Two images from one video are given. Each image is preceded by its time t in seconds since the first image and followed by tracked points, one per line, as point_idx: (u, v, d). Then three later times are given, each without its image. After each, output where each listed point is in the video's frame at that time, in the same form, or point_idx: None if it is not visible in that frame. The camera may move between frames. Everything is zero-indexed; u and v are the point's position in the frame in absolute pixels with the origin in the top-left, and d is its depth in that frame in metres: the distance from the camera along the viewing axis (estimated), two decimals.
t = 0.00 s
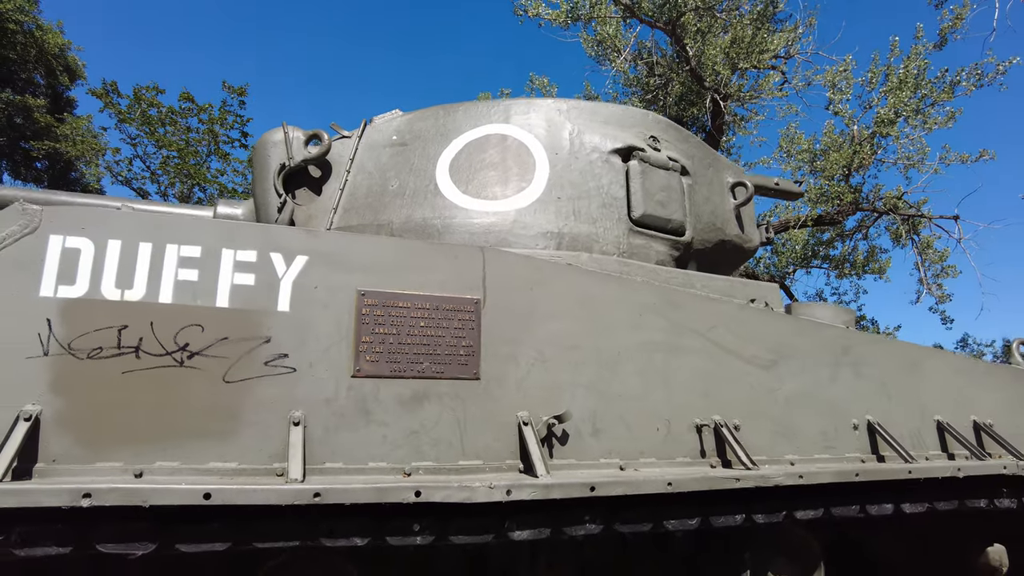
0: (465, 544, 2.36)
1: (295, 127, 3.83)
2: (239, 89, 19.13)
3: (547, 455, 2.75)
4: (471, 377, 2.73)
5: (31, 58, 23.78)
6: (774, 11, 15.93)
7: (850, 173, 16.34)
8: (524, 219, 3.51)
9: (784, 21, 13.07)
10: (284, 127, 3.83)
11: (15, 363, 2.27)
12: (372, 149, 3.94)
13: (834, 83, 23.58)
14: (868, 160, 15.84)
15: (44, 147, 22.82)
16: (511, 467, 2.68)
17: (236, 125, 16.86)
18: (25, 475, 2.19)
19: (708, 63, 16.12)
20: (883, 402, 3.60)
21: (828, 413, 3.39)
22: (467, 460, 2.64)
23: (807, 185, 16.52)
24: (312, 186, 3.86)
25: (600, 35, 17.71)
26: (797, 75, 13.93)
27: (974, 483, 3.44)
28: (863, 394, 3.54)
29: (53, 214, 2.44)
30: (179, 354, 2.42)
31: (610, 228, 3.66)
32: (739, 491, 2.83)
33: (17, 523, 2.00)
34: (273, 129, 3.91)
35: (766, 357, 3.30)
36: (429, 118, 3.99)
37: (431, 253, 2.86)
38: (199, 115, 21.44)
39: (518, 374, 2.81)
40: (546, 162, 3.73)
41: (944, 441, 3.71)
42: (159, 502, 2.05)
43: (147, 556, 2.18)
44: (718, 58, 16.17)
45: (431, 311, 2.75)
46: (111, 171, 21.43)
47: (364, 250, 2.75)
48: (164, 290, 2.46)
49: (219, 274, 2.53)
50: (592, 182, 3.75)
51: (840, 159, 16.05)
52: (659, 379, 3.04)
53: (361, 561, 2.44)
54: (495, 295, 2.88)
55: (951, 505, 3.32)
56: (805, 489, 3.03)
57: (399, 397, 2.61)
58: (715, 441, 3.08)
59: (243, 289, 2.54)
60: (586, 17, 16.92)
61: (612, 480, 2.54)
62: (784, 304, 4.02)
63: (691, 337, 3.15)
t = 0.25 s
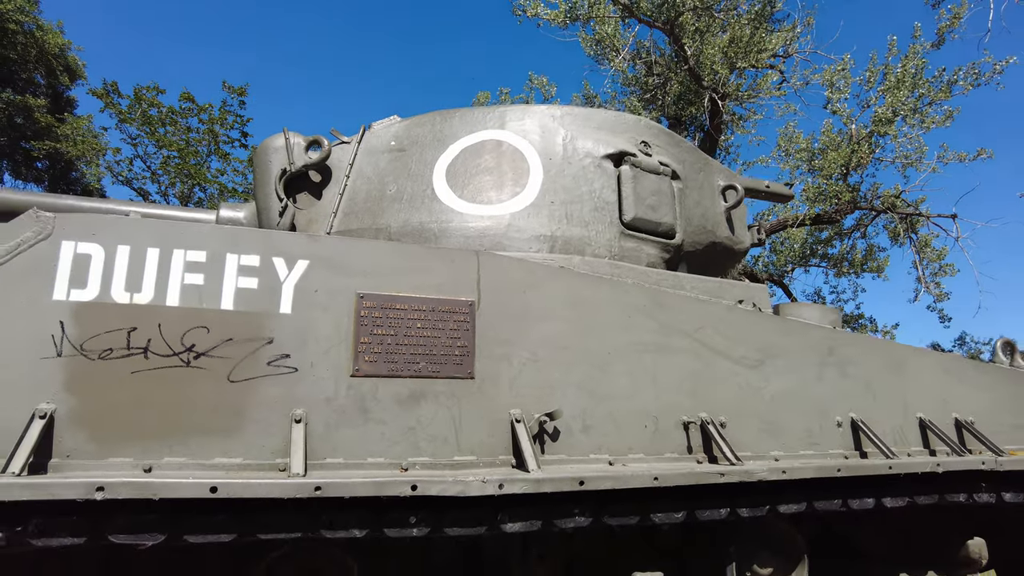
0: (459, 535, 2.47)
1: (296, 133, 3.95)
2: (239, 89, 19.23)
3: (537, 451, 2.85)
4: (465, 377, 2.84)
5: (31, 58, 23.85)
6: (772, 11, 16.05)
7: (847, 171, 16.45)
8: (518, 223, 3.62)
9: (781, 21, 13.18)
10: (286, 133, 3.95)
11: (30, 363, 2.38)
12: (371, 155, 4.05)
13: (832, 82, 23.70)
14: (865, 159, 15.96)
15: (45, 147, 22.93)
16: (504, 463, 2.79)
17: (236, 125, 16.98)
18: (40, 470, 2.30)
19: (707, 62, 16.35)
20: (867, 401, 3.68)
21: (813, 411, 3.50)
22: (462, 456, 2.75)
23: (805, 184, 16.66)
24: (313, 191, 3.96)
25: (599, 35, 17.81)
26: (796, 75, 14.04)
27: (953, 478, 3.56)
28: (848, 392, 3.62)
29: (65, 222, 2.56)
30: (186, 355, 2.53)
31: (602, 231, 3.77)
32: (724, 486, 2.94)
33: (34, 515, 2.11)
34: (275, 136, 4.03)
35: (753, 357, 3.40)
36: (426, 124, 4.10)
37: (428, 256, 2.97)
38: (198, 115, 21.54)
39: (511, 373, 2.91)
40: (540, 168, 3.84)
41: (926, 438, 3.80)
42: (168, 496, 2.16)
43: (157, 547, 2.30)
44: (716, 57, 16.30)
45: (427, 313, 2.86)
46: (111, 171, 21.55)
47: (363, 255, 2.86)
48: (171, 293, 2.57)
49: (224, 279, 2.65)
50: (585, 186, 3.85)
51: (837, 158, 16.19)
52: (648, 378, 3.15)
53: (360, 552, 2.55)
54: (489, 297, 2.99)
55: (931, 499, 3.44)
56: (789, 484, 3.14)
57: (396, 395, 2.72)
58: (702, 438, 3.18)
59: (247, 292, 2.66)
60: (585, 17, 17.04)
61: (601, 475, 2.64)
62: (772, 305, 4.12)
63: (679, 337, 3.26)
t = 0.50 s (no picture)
0: (442, 524, 2.61)
1: (289, 140, 4.09)
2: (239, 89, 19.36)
3: (517, 445, 2.99)
4: (449, 374, 2.98)
5: (31, 59, 23.95)
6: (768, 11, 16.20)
7: (844, 171, 16.59)
8: (504, 226, 3.76)
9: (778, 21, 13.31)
10: (280, 140, 4.10)
11: (35, 362, 2.52)
12: (362, 160, 4.19)
13: (829, 81, 23.85)
14: (862, 158, 16.12)
15: (45, 147, 23.06)
16: (485, 456, 2.93)
17: (235, 125, 17.13)
18: (46, 463, 2.44)
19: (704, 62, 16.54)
20: (840, 397, 3.81)
21: (787, 407, 3.63)
22: (445, 449, 2.89)
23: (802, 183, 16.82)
24: (306, 195, 4.10)
25: (596, 35, 17.95)
26: (792, 74, 14.16)
27: (922, 472, 3.71)
28: (821, 390, 3.76)
29: (67, 228, 2.70)
30: (182, 354, 2.67)
31: (585, 234, 3.91)
32: (697, 478, 3.08)
33: (41, 504, 2.25)
34: (270, 143, 4.18)
35: (728, 355, 3.53)
36: (416, 130, 4.23)
37: (414, 260, 3.11)
38: (198, 115, 21.68)
39: (493, 370, 3.06)
40: (525, 172, 3.98)
41: (897, 433, 3.94)
42: (166, 486, 2.30)
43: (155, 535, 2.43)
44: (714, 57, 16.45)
45: (413, 313, 3.00)
46: (111, 171, 21.68)
47: (352, 258, 3.00)
48: (168, 295, 2.71)
49: (219, 281, 2.79)
50: (569, 190, 3.99)
51: (834, 157, 16.36)
52: (626, 375, 3.28)
53: (349, 540, 2.70)
54: (472, 299, 3.13)
55: (899, 492, 3.59)
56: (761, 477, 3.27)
57: (383, 392, 2.86)
58: (677, 433, 3.30)
59: (240, 294, 2.80)
60: (582, 17, 17.19)
61: (577, 467, 2.78)
62: (751, 305, 4.26)
63: (656, 336, 3.39)
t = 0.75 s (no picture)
0: (427, 510, 2.80)
1: (285, 147, 4.27)
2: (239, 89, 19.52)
3: (498, 437, 3.17)
4: (435, 370, 3.16)
5: (32, 59, 24.08)
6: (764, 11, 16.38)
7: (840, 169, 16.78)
8: (490, 229, 3.94)
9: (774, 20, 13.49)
10: (275, 146, 4.27)
11: (46, 359, 2.70)
12: (355, 165, 4.37)
13: (825, 80, 24.05)
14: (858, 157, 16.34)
15: (46, 148, 23.25)
16: (469, 447, 3.11)
17: (235, 125, 17.30)
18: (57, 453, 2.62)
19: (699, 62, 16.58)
20: (812, 393, 3.97)
21: (761, 401, 3.79)
22: (431, 441, 3.07)
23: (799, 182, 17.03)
24: (301, 199, 4.27)
25: (593, 35, 18.09)
26: (788, 73, 14.33)
27: (890, 463, 3.90)
28: (794, 385, 3.92)
29: (75, 233, 2.88)
30: (183, 351, 2.85)
31: (568, 236, 4.09)
32: (670, 467, 3.26)
33: (53, 490, 2.43)
34: (266, 149, 4.35)
35: (703, 351, 3.70)
36: (406, 136, 4.41)
37: (402, 262, 3.28)
38: (198, 116, 21.86)
39: (477, 367, 3.23)
40: (510, 177, 4.15)
41: (868, 427, 4.11)
42: (169, 474, 2.48)
43: (159, 520, 2.62)
44: (710, 56, 16.63)
45: (401, 313, 3.18)
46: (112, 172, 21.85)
47: (343, 260, 3.18)
48: (170, 296, 2.89)
49: (217, 283, 2.97)
50: (553, 194, 4.17)
51: (830, 156, 16.58)
52: (604, 371, 3.46)
53: (341, 526, 2.88)
54: (457, 299, 3.31)
55: (867, 482, 3.78)
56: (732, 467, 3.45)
57: (371, 387, 3.04)
58: (653, 426, 3.47)
59: (238, 295, 2.97)
60: (578, 18, 17.39)
61: (555, 457, 2.96)
62: (729, 304, 4.44)
63: (634, 334, 3.57)
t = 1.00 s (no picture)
0: (423, 499, 2.97)
1: (287, 152, 4.43)
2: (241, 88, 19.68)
3: (491, 431, 3.33)
4: (431, 368, 3.33)
5: (34, 58, 24.22)
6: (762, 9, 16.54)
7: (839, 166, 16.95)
8: (485, 232, 4.10)
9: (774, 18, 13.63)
10: (278, 152, 4.42)
11: (64, 357, 2.87)
12: (355, 170, 4.53)
13: (824, 78, 24.22)
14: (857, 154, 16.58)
15: (49, 147, 23.43)
16: (463, 440, 3.28)
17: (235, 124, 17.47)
18: (75, 446, 2.79)
19: (699, 60, 16.74)
20: (794, 390, 4.13)
21: (745, 398, 3.94)
22: (427, 434, 3.24)
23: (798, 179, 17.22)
24: (303, 204, 4.44)
25: (592, 33, 18.20)
26: (788, 71, 14.47)
27: (868, 457, 4.07)
28: (776, 381, 4.08)
29: (90, 239, 3.04)
30: (193, 350, 3.02)
31: (560, 239, 4.25)
32: (655, 460, 3.43)
33: (73, 480, 2.61)
34: (268, 154, 4.50)
35: (688, 350, 3.86)
36: (405, 142, 4.57)
37: (399, 265, 3.45)
38: (199, 115, 22.02)
39: (471, 364, 3.40)
40: (504, 182, 4.32)
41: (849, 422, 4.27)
42: (180, 465, 2.65)
43: (171, 509, 2.79)
44: (709, 54, 16.75)
45: (399, 313, 3.35)
46: (114, 171, 22.05)
47: (343, 263, 3.34)
48: (180, 298, 3.06)
49: (224, 285, 3.14)
50: (545, 198, 4.34)
51: (829, 153, 16.78)
52: (592, 368, 3.62)
53: (341, 515, 3.06)
54: (452, 300, 3.47)
55: (846, 475, 3.94)
56: (715, 460, 3.62)
57: (370, 383, 3.21)
58: (640, 421, 3.64)
59: (244, 296, 3.14)
60: (577, 16, 17.57)
61: (544, 451, 3.13)
62: (716, 303, 4.61)
63: (621, 333, 3.73)
